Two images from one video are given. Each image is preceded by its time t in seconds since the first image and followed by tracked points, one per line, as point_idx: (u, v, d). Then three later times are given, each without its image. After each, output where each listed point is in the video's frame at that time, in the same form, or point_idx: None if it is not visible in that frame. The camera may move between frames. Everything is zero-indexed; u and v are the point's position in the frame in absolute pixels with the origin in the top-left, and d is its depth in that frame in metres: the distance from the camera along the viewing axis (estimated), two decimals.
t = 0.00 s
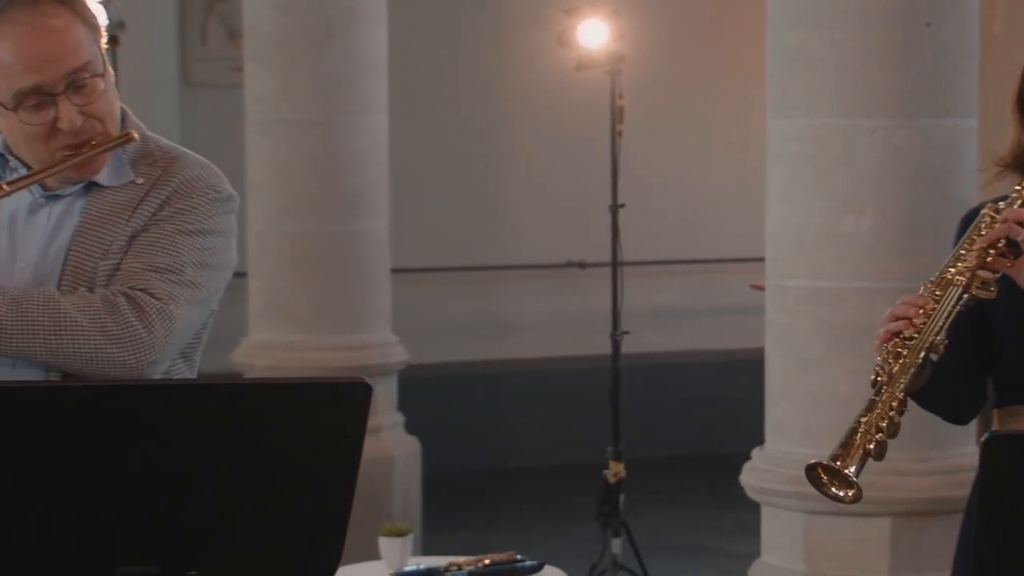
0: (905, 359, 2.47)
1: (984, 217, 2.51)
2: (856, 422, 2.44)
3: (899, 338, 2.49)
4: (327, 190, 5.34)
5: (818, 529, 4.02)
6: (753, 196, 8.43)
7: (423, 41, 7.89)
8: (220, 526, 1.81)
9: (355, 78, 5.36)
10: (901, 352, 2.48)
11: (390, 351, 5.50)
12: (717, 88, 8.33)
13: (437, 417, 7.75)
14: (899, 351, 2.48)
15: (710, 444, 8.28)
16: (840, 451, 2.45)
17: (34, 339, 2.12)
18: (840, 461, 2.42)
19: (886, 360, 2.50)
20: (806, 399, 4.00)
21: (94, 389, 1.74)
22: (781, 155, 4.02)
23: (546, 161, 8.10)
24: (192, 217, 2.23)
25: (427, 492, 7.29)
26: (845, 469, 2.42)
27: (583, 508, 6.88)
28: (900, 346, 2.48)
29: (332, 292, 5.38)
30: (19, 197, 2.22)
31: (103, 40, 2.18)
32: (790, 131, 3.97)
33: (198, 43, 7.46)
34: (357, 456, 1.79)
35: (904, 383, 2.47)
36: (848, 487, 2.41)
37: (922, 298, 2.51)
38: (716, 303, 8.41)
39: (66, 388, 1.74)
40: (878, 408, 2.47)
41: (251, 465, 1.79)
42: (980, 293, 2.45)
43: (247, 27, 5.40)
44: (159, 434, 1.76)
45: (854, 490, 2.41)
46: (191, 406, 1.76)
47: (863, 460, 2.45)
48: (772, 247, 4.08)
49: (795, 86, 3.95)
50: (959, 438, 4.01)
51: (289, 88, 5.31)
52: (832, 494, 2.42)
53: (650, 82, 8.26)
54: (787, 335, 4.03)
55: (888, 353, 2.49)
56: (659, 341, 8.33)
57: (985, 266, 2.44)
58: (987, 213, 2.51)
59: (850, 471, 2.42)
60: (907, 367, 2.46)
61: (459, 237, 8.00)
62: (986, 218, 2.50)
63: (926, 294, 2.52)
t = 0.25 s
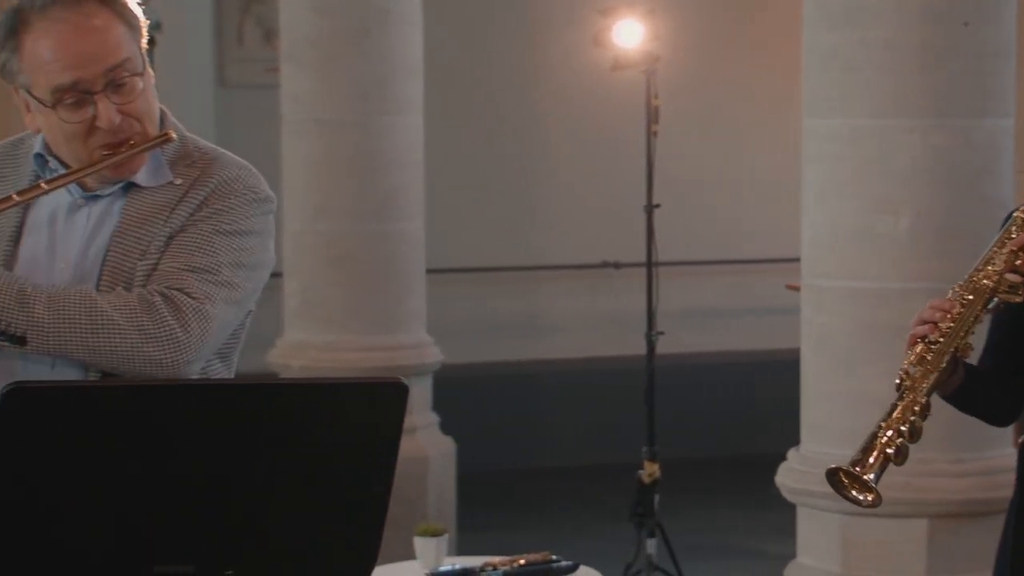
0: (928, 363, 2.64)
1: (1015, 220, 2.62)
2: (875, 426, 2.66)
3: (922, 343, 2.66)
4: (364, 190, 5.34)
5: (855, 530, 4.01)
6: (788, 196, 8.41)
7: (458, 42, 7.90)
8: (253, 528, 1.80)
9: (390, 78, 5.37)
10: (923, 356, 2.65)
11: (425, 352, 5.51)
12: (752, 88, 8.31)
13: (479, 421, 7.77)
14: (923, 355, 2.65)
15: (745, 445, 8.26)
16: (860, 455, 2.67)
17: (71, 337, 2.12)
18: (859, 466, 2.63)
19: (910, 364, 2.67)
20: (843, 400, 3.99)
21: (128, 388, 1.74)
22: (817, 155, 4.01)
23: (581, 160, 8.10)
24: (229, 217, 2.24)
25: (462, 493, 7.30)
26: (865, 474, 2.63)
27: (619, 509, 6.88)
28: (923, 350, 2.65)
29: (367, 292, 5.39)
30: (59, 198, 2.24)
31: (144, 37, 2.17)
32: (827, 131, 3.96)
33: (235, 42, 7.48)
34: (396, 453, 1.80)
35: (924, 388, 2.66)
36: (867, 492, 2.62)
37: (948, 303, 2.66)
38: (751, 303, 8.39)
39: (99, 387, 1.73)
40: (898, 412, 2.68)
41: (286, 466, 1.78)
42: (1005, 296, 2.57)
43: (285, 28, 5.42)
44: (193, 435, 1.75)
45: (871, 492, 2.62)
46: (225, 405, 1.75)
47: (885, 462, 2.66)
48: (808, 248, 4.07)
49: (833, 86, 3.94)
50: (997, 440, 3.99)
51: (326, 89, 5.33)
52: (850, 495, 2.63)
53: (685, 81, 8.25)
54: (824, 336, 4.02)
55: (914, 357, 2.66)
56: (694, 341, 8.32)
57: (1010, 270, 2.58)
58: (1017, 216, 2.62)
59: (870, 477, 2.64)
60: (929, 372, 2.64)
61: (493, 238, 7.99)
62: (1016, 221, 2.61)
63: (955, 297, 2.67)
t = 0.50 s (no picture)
0: (958, 377, 2.99)
1: None
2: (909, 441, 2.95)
3: (953, 359, 3.00)
4: (401, 190, 5.33)
5: (890, 532, 3.99)
6: (823, 197, 8.39)
7: (493, 42, 7.90)
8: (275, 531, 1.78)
9: (424, 78, 5.34)
10: (954, 371, 3.00)
11: (459, 352, 5.51)
12: (788, 87, 8.30)
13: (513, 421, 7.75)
14: (953, 370, 3.00)
15: (780, 446, 8.23)
16: (893, 470, 2.95)
17: (105, 333, 2.05)
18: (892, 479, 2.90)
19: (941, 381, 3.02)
20: (879, 401, 3.97)
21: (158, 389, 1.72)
22: (853, 156, 3.99)
23: (617, 159, 8.10)
24: (265, 216, 2.20)
25: (497, 493, 7.30)
26: (896, 488, 2.90)
27: (656, 510, 6.88)
28: (954, 366, 3.00)
29: (401, 292, 5.39)
30: (96, 198, 2.22)
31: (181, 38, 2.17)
32: (863, 131, 3.94)
33: (271, 43, 7.51)
34: (429, 453, 1.80)
35: (954, 402, 2.99)
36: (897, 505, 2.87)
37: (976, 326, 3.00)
38: (786, 304, 8.38)
39: (130, 387, 1.70)
40: (930, 426, 2.98)
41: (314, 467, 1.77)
42: None
43: (319, 26, 5.39)
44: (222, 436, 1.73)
45: (901, 503, 2.88)
46: (257, 405, 1.73)
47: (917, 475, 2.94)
48: (843, 248, 4.05)
49: (869, 87, 3.92)
50: None
51: (361, 89, 5.31)
52: (884, 507, 2.87)
53: (721, 82, 8.23)
54: (860, 337, 4.00)
55: (944, 375, 3.01)
56: (729, 342, 8.30)
57: None
58: None
59: (901, 490, 2.91)
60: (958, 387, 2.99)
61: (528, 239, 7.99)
62: None
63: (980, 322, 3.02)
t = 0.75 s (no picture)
0: (988, 387, 2.98)
1: None
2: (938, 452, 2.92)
3: (984, 368, 3.00)
4: (430, 191, 5.34)
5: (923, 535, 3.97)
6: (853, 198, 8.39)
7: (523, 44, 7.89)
8: (301, 534, 1.79)
9: (453, 80, 5.34)
10: (984, 381, 2.99)
11: (490, 353, 5.51)
12: (819, 88, 8.28)
13: (543, 422, 7.74)
14: (984, 380, 2.99)
15: (811, 448, 8.21)
16: (921, 486, 2.89)
17: (133, 330, 2.01)
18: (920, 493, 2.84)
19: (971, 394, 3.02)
20: (913, 402, 3.96)
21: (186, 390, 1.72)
22: (885, 157, 3.98)
23: (646, 160, 8.11)
24: (295, 218, 2.17)
25: (528, 494, 7.31)
26: (924, 503, 2.83)
27: (685, 511, 6.88)
28: (984, 376, 3.00)
29: (432, 293, 5.39)
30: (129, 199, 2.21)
31: (214, 38, 2.15)
32: (895, 132, 3.93)
33: (302, 45, 7.53)
34: (459, 460, 1.80)
35: (984, 413, 2.98)
36: (929, 519, 2.79)
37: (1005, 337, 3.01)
38: (815, 306, 8.38)
39: (160, 388, 1.71)
40: (960, 439, 2.96)
41: (342, 471, 1.77)
42: None
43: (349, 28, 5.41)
44: (250, 438, 1.74)
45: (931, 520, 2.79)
46: (285, 408, 1.73)
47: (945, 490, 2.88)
48: (875, 249, 4.04)
49: (901, 88, 3.91)
50: None
51: (390, 90, 5.31)
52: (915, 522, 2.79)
53: (751, 83, 8.21)
54: (893, 339, 3.99)
55: (974, 386, 3.01)
56: (759, 344, 8.29)
57: None
58: None
59: (928, 506, 2.84)
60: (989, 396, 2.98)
61: (558, 240, 7.99)
62: None
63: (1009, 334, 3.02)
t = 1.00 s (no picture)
0: (1010, 395, 2.98)
1: None
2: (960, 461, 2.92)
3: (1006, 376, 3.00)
4: (457, 193, 5.35)
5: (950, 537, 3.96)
6: (880, 199, 8.36)
7: (549, 45, 7.90)
8: (328, 535, 1.79)
9: (480, 81, 5.35)
10: (1006, 390, 3.00)
11: (516, 354, 5.49)
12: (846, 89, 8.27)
13: (569, 424, 7.74)
14: (1006, 388, 3.00)
15: (837, 450, 8.18)
16: (942, 496, 2.89)
17: (158, 326, 2.02)
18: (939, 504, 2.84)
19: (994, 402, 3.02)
20: (939, 404, 3.95)
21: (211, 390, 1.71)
22: (911, 158, 3.97)
23: (673, 161, 8.11)
24: (321, 218, 2.18)
25: (553, 495, 7.31)
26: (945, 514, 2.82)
27: (711, 512, 6.88)
28: (1006, 384, 3.00)
29: (459, 294, 5.39)
30: (157, 199, 2.23)
31: (242, 36, 2.16)
32: (921, 134, 3.92)
33: (328, 46, 7.55)
34: (487, 462, 1.81)
35: (1007, 421, 2.98)
36: (951, 528, 2.76)
37: None
38: (843, 307, 8.35)
39: (186, 387, 1.71)
40: (982, 448, 2.96)
41: (369, 472, 1.77)
42: None
43: (375, 30, 5.41)
44: (275, 439, 1.74)
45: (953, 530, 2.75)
46: (311, 409, 1.73)
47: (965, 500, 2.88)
48: (901, 251, 4.03)
49: (928, 89, 3.90)
50: None
51: (417, 91, 5.32)
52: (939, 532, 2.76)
53: (778, 84, 8.20)
54: (919, 340, 3.98)
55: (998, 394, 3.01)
56: (786, 345, 8.27)
57: None
58: None
59: (948, 517, 2.82)
60: (1011, 405, 2.97)
61: (584, 241, 8.00)
62: None
63: None
